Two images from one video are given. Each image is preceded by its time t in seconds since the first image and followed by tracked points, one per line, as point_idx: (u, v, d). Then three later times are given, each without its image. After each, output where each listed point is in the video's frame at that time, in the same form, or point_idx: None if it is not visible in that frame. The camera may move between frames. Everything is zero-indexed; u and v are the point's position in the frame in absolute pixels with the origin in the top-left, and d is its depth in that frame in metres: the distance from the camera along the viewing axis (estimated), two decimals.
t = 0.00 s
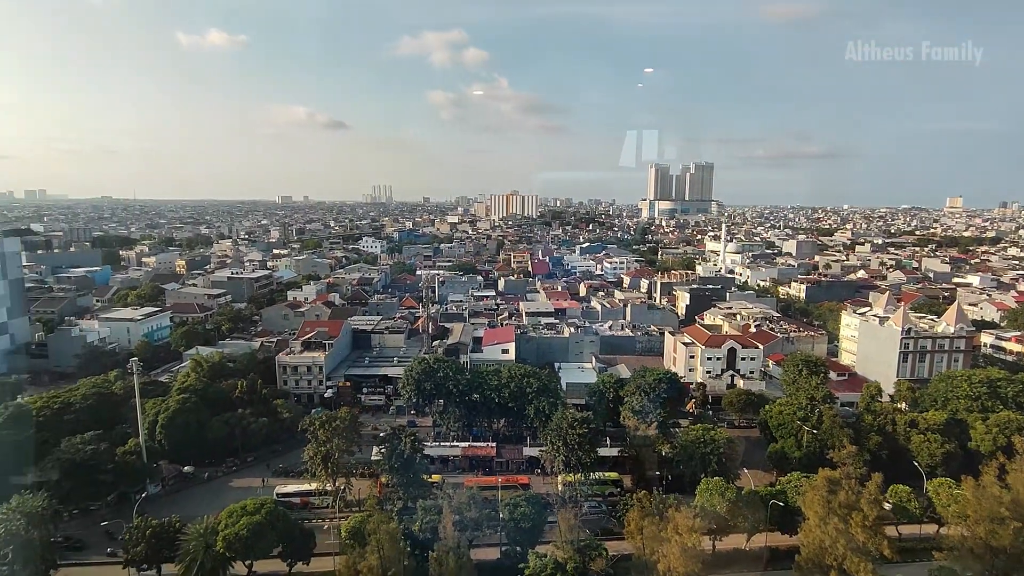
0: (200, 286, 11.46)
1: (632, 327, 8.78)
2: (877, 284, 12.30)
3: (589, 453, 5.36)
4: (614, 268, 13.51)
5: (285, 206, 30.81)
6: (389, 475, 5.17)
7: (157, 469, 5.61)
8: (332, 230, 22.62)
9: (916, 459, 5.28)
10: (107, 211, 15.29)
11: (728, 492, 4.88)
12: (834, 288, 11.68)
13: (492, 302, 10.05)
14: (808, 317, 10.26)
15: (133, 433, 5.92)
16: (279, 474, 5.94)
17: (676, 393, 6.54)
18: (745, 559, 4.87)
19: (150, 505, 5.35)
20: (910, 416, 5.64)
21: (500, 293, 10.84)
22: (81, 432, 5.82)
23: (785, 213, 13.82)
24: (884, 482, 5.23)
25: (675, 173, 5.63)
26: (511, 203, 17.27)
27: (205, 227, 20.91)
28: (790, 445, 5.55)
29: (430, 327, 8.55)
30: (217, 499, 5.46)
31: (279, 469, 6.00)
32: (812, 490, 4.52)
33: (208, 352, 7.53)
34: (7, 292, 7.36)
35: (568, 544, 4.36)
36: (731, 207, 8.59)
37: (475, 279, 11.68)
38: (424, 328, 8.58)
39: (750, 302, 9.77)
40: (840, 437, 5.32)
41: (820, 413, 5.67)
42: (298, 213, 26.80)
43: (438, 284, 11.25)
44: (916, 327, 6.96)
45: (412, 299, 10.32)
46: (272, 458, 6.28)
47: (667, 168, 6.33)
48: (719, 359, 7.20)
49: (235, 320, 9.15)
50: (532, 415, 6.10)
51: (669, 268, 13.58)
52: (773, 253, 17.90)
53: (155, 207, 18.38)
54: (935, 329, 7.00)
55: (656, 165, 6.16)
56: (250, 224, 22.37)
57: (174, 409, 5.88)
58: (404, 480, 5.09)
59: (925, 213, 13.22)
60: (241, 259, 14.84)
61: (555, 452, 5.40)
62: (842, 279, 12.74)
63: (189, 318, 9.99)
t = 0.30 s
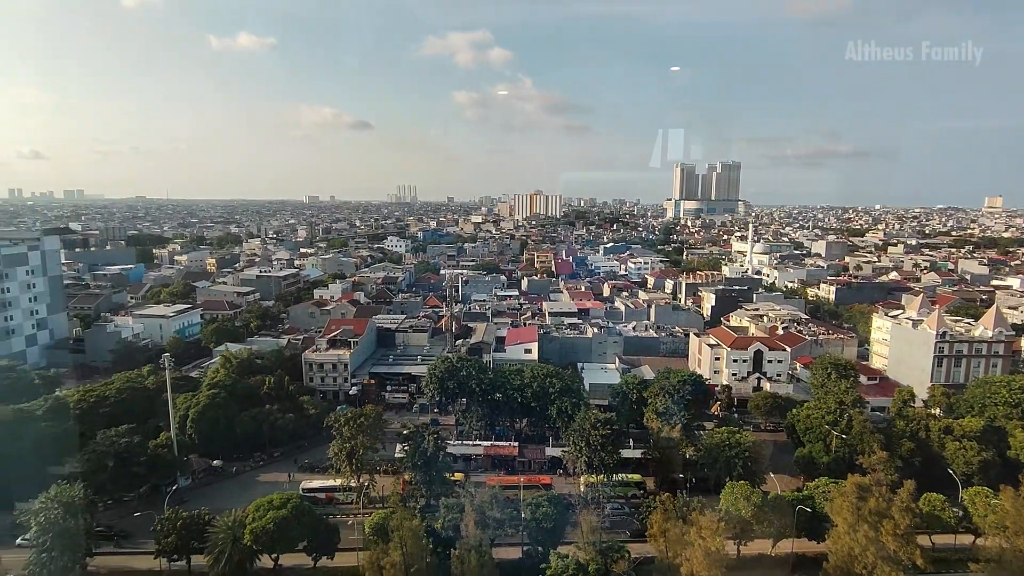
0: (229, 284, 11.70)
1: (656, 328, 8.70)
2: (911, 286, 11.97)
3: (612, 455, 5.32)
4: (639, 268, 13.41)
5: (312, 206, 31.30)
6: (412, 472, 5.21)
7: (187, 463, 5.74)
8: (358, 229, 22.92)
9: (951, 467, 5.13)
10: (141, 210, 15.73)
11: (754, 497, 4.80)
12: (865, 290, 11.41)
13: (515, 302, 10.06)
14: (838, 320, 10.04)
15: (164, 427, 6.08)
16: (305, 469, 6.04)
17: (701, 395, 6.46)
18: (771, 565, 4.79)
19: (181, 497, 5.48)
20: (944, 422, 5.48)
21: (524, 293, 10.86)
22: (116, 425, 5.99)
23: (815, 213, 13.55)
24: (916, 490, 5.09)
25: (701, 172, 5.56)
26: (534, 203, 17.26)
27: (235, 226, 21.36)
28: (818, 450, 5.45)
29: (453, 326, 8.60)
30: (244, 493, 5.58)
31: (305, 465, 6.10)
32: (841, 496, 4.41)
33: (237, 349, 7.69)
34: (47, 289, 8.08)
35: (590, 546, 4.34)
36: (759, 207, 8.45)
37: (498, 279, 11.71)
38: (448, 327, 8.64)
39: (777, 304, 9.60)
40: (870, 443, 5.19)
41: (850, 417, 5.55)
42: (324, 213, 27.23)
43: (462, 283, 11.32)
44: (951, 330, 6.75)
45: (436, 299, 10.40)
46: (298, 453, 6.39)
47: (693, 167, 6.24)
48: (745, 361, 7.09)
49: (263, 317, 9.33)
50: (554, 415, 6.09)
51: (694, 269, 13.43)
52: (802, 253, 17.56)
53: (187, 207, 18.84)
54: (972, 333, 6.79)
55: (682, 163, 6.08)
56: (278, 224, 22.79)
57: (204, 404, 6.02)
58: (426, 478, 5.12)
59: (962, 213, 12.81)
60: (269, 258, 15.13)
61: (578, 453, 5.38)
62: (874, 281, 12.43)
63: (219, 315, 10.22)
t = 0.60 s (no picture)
0: (254, 282, 11.91)
1: (678, 328, 8.62)
2: (941, 287, 11.67)
3: (632, 456, 5.29)
4: (661, 268, 13.30)
5: (335, 205, 31.70)
6: (431, 470, 5.23)
7: (214, 456, 5.87)
8: (380, 228, 23.15)
9: (983, 474, 4.99)
10: (170, 209, 16.08)
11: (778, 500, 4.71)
12: (893, 291, 11.15)
13: (535, 301, 10.06)
14: (864, 321, 9.84)
15: (190, 422, 6.21)
16: (327, 464, 6.12)
17: (724, 397, 6.37)
18: (794, 570, 4.72)
19: (206, 491, 5.59)
20: (976, 428, 5.33)
21: (544, 292, 10.85)
22: (144, 419, 6.14)
23: (841, 212, 13.29)
24: (946, 497, 4.97)
25: (724, 172, 5.49)
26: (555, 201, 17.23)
27: (260, 224, 21.73)
28: (843, 454, 5.34)
29: (473, 325, 8.63)
30: (268, 487, 5.67)
31: (327, 460, 6.18)
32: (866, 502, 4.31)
33: (261, 346, 7.82)
34: (80, 285, 8.63)
35: (609, 546, 4.32)
36: (783, 206, 8.32)
37: (518, 278, 11.72)
38: (468, 325, 8.67)
39: (802, 305, 9.44)
40: (897, 448, 5.07)
41: (877, 421, 5.44)
42: (347, 212, 27.55)
43: (482, 282, 11.35)
44: (984, 333, 6.57)
45: (457, 297, 10.45)
46: (321, 449, 6.48)
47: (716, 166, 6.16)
48: (769, 362, 6.99)
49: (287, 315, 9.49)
50: (574, 415, 6.07)
51: (716, 268, 13.29)
52: (828, 253, 17.24)
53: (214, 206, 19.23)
54: (1006, 336, 6.59)
55: (705, 163, 6.01)
56: (301, 223, 23.13)
57: (229, 400, 6.14)
58: (446, 475, 5.14)
59: (996, 212, 12.44)
60: (293, 256, 15.36)
61: (598, 454, 5.37)
62: (902, 281, 12.15)
63: (244, 312, 10.41)
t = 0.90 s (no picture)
0: (274, 278, 12.06)
1: (696, 326, 8.51)
2: (968, 286, 11.41)
3: (649, 454, 5.27)
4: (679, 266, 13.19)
5: (354, 202, 31.97)
6: (448, 465, 5.25)
7: (234, 450, 5.97)
8: (398, 225, 23.29)
9: (1011, 478, 4.88)
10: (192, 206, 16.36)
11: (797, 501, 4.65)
12: (917, 290, 10.93)
13: (552, 299, 10.05)
14: (887, 321, 9.67)
15: (212, 415, 6.32)
16: (345, 459, 6.19)
17: (743, 396, 6.30)
18: (813, 572, 4.66)
19: (227, 483, 5.69)
20: (1003, 431, 5.21)
21: (561, 290, 10.84)
22: (167, 412, 6.25)
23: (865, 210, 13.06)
24: (972, 501, 4.87)
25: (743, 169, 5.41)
26: (573, 198, 17.17)
27: (280, 221, 21.99)
28: (864, 456, 5.26)
29: (490, 322, 8.65)
30: (287, 481, 5.74)
31: (345, 455, 6.25)
32: (889, 505, 4.22)
33: (281, 341, 7.93)
34: (106, 281, 8.81)
35: (625, 545, 4.30)
36: (805, 203, 8.19)
37: (534, 275, 11.71)
38: (485, 322, 8.69)
39: (823, 303, 9.31)
40: (921, 450, 4.97)
41: (900, 423, 5.34)
42: (366, 209, 27.77)
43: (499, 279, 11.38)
44: (1013, 334, 6.40)
45: (474, 294, 10.48)
46: (339, 444, 6.55)
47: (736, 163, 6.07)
48: (789, 362, 6.90)
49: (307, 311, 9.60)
50: (590, 413, 6.06)
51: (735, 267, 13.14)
52: (850, 251, 16.96)
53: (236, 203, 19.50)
54: None
55: (724, 159, 5.93)
56: (321, 220, 23.37)
57: (249, 394, 6.23)
58: (462, 471, 5.17)
59: None
60: (312, 252, 15.54)
61: (614, 452, 5.35)
62: (927, 280, 11.91)
63: (264, 308, 10.55)
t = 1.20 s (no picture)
0: (291, 271, 12.17)
1: (711, 321, 8.46)
2: (991, 282, 11.18)
3: (663, 449, 5.26)
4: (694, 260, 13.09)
5: (369, 196, 32.14)
6: (461, 458, 5.28)
7: (251, 440, 6.06)
8: (413, 218, 23.39)
9: None
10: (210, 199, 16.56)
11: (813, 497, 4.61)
12: (938, 286, 10.74)
13: (566, 293, 10.03)
14: (907, 317, 9.52)
15: (229, 406, 6.41)
16: (360, 450, 6.25)
17: (758, 391, 6.24)
18: (828, 569, 4.62)
19: (244, 473, 5.79)
20: None
21: (575, 284, 10.81)
22: (186, 402, 6.35)
23: (885, 204, 12.84)
24: (992, 500, 4.79)
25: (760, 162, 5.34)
26: (587, 192, 17.09)
27: (296, 215, 22.18)
28: (881, 453, 5.20)
29: (504, 315, 8.66)
30: (303, 471, 5.82)
31: (360, 446, 6.31)
32: (906, 503, 4.17)
33: (297, 333, 8.01)
34: (127, 273, 8.95)
35: (638, 539, 4.29)
36: (823, 197, 8.06)
37: (548, 269, 11.70)
38: (498, 316, 8.70)
39: (841, 299, 9.19)
40: (940, 447, 4.90)
41: (919, 420, 5.26)
42: (381, 203, 27.90)
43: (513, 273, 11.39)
44: None
45: (487, 288, 10.50)
46: (354, 435, 6.62)
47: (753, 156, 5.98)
48: (805, 358, 6.82)
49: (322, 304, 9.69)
50: (604, 407, 6.05)
51: (751, 261, 13.00)
52: (869, 246, 16.71)
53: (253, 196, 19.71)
54: None
55: (741, 152, 5.85)
56: (336, 213, 23.53)
57: (266, 385, 6.31)
58: (476, 464, 5.19)
59: None
60: (328, 246, 15.66)
61: (627, 446, 5.35)
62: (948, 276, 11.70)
63: (281, 300, 10.67)
